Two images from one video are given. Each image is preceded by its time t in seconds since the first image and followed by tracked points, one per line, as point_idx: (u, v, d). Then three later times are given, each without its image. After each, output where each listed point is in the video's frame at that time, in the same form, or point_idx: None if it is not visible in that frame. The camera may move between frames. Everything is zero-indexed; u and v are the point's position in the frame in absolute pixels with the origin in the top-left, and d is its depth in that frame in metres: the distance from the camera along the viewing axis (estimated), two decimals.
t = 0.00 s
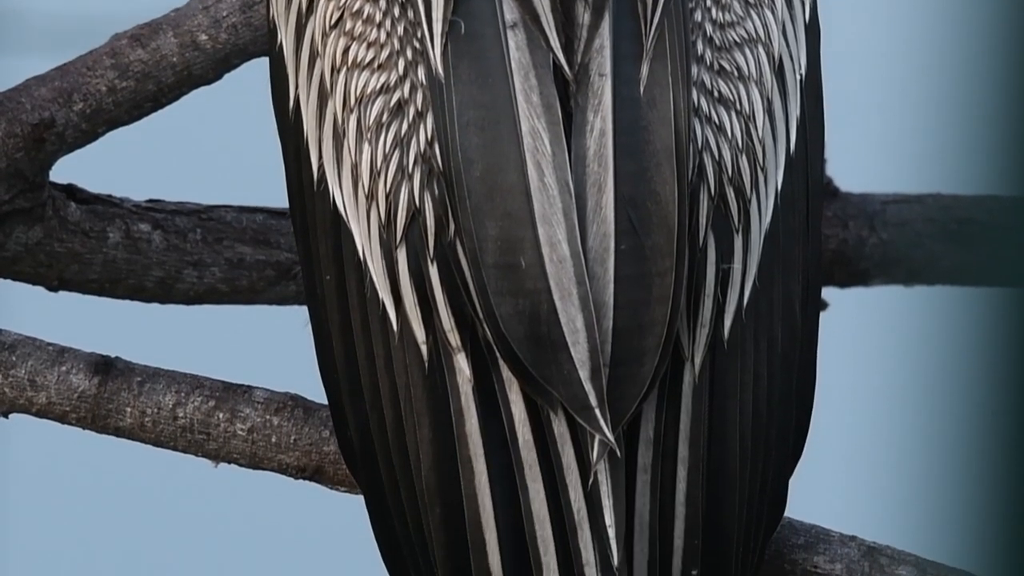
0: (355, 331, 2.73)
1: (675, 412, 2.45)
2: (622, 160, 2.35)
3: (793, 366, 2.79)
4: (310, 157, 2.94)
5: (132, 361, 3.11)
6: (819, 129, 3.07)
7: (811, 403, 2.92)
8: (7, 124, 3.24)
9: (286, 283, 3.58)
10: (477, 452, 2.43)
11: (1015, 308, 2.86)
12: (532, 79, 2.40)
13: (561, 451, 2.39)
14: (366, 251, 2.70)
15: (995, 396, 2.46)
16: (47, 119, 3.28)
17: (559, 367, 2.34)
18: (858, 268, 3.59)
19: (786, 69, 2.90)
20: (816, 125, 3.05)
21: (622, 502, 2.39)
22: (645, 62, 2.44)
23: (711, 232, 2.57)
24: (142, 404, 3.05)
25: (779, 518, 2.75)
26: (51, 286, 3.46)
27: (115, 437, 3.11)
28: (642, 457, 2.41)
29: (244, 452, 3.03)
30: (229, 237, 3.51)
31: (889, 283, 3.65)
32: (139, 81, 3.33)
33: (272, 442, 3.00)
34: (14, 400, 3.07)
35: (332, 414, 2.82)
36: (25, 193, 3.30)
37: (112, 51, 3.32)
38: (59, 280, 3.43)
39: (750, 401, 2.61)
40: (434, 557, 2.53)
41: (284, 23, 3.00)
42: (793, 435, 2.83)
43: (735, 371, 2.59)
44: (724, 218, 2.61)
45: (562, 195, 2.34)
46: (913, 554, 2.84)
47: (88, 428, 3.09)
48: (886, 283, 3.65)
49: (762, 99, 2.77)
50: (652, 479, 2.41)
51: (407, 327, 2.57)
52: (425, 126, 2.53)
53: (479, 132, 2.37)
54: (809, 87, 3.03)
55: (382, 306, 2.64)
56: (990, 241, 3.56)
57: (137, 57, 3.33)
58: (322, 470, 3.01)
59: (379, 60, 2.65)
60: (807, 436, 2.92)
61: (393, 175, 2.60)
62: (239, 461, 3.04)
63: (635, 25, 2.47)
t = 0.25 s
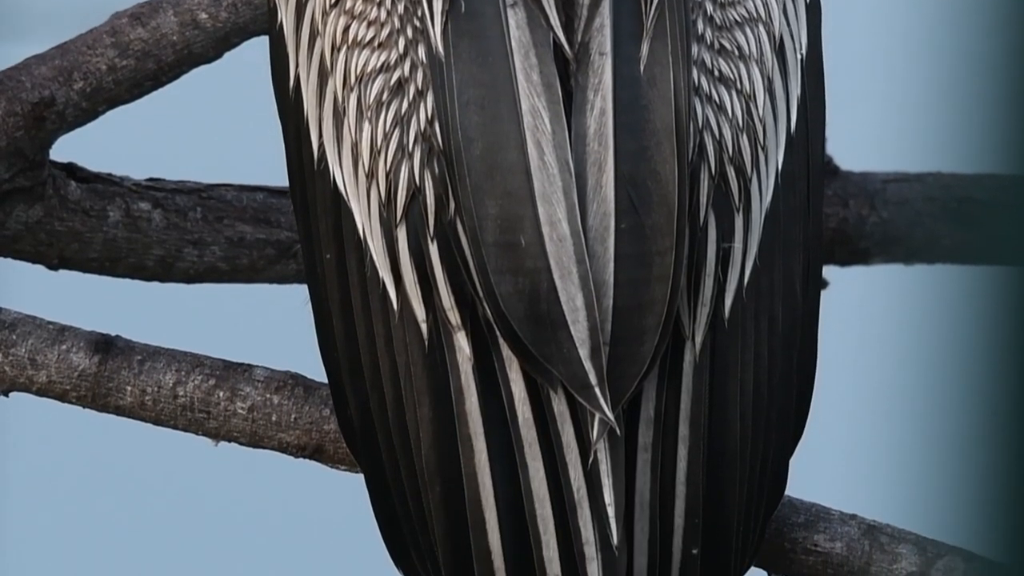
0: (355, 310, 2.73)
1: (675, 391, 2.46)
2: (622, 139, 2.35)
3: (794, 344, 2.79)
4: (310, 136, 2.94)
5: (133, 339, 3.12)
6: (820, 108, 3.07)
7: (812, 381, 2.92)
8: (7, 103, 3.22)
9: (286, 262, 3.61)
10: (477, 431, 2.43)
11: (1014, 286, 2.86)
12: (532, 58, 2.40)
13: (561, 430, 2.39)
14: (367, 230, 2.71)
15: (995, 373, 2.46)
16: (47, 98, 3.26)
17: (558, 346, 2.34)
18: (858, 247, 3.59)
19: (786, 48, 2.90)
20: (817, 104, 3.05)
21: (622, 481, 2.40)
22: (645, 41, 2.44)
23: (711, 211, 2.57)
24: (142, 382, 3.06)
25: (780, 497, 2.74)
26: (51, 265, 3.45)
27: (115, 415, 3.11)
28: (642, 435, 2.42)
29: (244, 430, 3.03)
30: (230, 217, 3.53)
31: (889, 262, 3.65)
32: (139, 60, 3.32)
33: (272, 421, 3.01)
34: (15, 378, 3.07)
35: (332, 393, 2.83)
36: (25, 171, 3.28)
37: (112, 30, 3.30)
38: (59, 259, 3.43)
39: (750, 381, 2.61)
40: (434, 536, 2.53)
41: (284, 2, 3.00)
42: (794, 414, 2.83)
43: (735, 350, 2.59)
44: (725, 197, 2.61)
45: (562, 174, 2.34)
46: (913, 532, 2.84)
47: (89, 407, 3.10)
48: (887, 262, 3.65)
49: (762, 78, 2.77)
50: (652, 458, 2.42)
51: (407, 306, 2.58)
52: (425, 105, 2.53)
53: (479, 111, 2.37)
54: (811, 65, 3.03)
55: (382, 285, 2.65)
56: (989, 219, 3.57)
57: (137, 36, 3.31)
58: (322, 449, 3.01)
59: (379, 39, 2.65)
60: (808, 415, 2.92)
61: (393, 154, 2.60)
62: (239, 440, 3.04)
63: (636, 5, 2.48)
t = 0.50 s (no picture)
0: (355, 289, 2.73)
1: (675, 371, 2.46)
2: (623, 119, 2.35)
3: (795, 324, 2.79)
4: (310, 116, 2.94)
5: (133, 319, 3.12)
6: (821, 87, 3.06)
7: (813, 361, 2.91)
8: (7, 82, 3.21)
9: (286, 242, 3.62)
10: (477, 411, 2.44)
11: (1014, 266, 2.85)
12: (532, 37, 2.39)
13: (561, 410, 2.40)
14: (367, 209, 2.70)
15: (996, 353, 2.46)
16: (48, 77, 3.25)
17: (558, 326, 2.34)
18: (859, 227, 3.59)
19: (787, 27, 2.90)
20: (818, 83, 3.04)
21: (622, 460, 2.40)
22: (646, 21, 2.43)
23: (712, 191, 2.57)
24: (142, 362, 3.06)
25: (780, 477, 2.75)
26: (52, 245, 3.46)
27: (115, 395, 3.12)
28: (642, 415, 2.42)
29: (244, 410, 3.04)
30: (230, 196, 3.52)
31: (889, 242, 3.65)
32: (140, 40, 3.30)
33: (272, 401, 3.01)
34: (15, 358, 3.08)
35: (332, 372, 2.83)
36: (25, 151, 3.28)
37: (113, 10, 3.29)
38: (59, 239, 3.43)
39: (751, 360, 2.61)
40: (434, 516, 2.53)
41: None
42: (795, 394, 2.83)
43: (736, 329, 2.59)
44: (725, 177, 2.61)
45: (562, 153, 2.33)
46: (914, 512, 2.85)
47: (89, 386, 3.10)
48: (887, 242, 3.65)
49: (763, 57, 2.77)
50: (653, 437, 2.43)
51: (407, 285, 2.58)
52: (425, 84, 2.52)
53: (478, 90, 2.37)
54: (812, 44, 3.02)
55: (382, 264, 2.65)
56: (989, 199, 3.57)
57: (138, 15, 3.30)
58: (322, 429, 3.02)
59: (379, 18, 2.65)
60: (808, 394, 2.91)
61: (393, 133, 2.60)
62: (239, 419, 3.05)
63: None
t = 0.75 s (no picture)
0: (355, 268, 2.74)
1: (676, 348, 2.47)
2: (623, 96, 2.35)
3: (795, 302, 2.80)
4: (310, 94, 2.94)
5: (133, 298, 3.13)
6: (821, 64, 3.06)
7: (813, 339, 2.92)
8: (7, 61, 3.21)
9: (286, 222, 3.62)
10: (478, 388, 2.44)
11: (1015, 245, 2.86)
12: (532, 15, 2.40)
13: (562, 386, 2.41)
14: (367, 187, 2.71)
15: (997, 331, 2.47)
16: (48, 57, 3.25)
17: (560, 303, 2.34)
18: (859, 206, 3.59)
19: (787, 4, 2.90)
20: (818, 61, 3.04)
21: (623, 436, 2.42)
22: None
23: (712, 168, 2.58)
24: (142, 341, 3.07)
25: (780, 455, 2.75)
26: (51, 225, 3.45)
27: (116, 374, 3.13)
28: (643, 392, 2.43)
29: (244, 389, 3.05)
30: (230, 175, 3.54)
31: (889, 221, 3.65)
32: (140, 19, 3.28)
33: (272, 380, 3.02)
34: (15, 337, 3.09)
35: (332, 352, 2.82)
36: (24, 130, 3.28)
37: None
38: (59, 219, 3.43)
39: (751, 338, 2.62)
40: (435, 495, 2.52)
41: None
42: (795, 372, 2.83)
43: (736, 307, 2.60)
44: (726, 154, 2.61)
45: (563, 130, 2.34)
46: (913, 491, 2.86)
47: (89, 365, 3.11)
48: (887, 221, 3.65)
49: (762, 34, 2.77)
50: (654, 414, 2.44)
51: (408, 262, 2.59)
52: (426, 62, 2.53)
53: (479, 67, 2.37)
54: (812, 22, 3.02)
55: (383, 241, 2.65)
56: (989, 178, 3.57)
57: None
58: (322, 408, 3.03)
59: None
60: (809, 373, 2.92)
61: (394, 111, 2.61)
62: (239, 398, 3.06)
63: None
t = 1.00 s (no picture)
0: (356, 247, 2.75)
1: (676, 327, 2.48)
2: (624, 76, 2.36)
3: (796, 281, 2.80)
4: (310, 73, 2.94)
5: (133, 278, 3.13)
6: (822, 44, 3.06)
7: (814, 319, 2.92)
8: (7, 41, 3.15)
9: (286, 201, 3.68)
10: (478, 366, 2.45)
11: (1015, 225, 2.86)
12: None
13: (562, 365, 2.42)
14: (367, 166, 2.72)
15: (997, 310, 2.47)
16: (48, 36, 3.17)
17: (562, 283, 2.34)
18: (859, 185, 3.60)
19: None
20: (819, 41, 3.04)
21: (623, 415, 2.43)
22: None
23: (713, 147, 2.58)
24: (142, 321, 3.08)
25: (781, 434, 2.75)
26: (52, 204, 3.44)
27: (115, 354, 3.13)
28: (643, 370, 2.44)
29: (244, 369, 3.06)
30: (231, 155, 3.56)
31: (889, 201, 3.66)
32: None
33: (272, 359, 3.03)
34: (15, 317, 3.09)
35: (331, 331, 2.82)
36: (25, 109, 3.25)
37: None
38: (59, 198, 3.41)
39: (752, 317, 2.62)
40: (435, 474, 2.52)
41: None
42: (795, 351, 2.84)
43: (736, 286, 2.61)
44: (726, 132, 2.62)
45: (564, 109, 2.35)
46: (913, 471, 2.87)
47: (89, 345, 3.12)
48: (887, 201, 3.66)
49: (762, 13, 2.78)
50: (654, 392, 2.44)
51: (409, 240, 2.59)
52: (427, 41, 2.54)
53: (480, 46, 2.38)
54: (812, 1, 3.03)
55: (383, 220, 2.66)
56: (990, 158, 3.57)
57: None
58: (322, 388, 3.03)
59: None
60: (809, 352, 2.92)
61: (395, 89, 2.61)
62: (239, 378, 3.07)
63: None
